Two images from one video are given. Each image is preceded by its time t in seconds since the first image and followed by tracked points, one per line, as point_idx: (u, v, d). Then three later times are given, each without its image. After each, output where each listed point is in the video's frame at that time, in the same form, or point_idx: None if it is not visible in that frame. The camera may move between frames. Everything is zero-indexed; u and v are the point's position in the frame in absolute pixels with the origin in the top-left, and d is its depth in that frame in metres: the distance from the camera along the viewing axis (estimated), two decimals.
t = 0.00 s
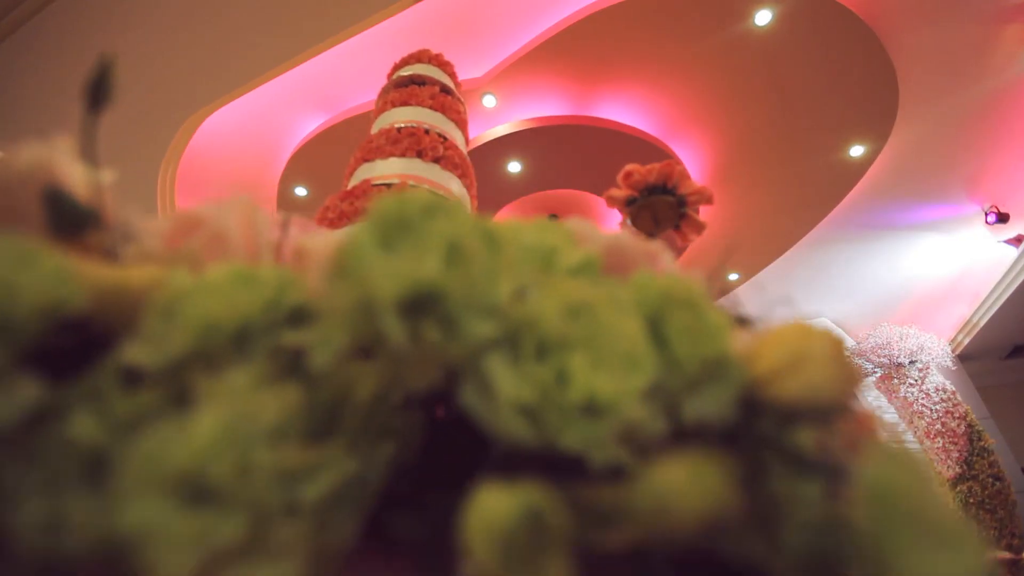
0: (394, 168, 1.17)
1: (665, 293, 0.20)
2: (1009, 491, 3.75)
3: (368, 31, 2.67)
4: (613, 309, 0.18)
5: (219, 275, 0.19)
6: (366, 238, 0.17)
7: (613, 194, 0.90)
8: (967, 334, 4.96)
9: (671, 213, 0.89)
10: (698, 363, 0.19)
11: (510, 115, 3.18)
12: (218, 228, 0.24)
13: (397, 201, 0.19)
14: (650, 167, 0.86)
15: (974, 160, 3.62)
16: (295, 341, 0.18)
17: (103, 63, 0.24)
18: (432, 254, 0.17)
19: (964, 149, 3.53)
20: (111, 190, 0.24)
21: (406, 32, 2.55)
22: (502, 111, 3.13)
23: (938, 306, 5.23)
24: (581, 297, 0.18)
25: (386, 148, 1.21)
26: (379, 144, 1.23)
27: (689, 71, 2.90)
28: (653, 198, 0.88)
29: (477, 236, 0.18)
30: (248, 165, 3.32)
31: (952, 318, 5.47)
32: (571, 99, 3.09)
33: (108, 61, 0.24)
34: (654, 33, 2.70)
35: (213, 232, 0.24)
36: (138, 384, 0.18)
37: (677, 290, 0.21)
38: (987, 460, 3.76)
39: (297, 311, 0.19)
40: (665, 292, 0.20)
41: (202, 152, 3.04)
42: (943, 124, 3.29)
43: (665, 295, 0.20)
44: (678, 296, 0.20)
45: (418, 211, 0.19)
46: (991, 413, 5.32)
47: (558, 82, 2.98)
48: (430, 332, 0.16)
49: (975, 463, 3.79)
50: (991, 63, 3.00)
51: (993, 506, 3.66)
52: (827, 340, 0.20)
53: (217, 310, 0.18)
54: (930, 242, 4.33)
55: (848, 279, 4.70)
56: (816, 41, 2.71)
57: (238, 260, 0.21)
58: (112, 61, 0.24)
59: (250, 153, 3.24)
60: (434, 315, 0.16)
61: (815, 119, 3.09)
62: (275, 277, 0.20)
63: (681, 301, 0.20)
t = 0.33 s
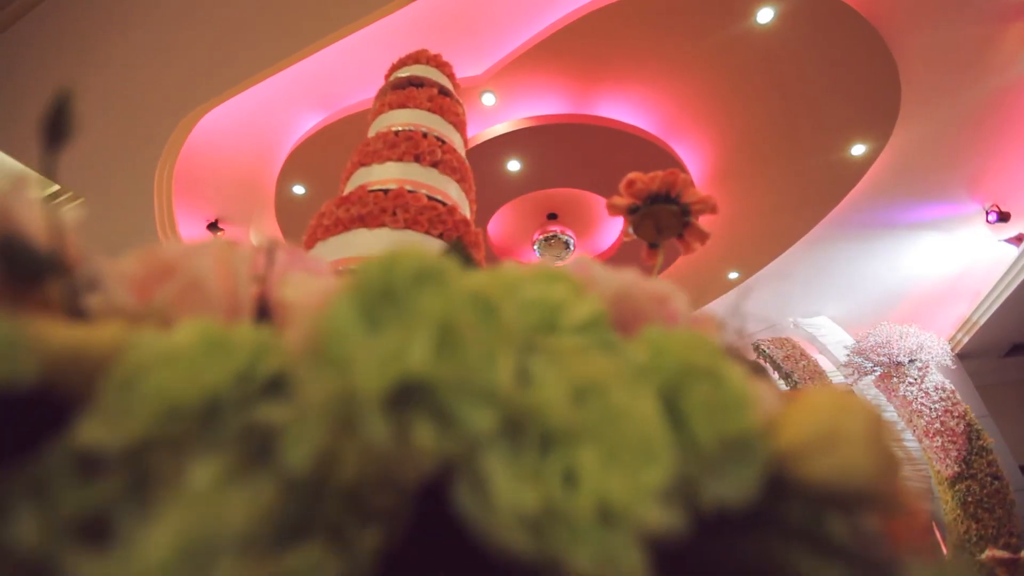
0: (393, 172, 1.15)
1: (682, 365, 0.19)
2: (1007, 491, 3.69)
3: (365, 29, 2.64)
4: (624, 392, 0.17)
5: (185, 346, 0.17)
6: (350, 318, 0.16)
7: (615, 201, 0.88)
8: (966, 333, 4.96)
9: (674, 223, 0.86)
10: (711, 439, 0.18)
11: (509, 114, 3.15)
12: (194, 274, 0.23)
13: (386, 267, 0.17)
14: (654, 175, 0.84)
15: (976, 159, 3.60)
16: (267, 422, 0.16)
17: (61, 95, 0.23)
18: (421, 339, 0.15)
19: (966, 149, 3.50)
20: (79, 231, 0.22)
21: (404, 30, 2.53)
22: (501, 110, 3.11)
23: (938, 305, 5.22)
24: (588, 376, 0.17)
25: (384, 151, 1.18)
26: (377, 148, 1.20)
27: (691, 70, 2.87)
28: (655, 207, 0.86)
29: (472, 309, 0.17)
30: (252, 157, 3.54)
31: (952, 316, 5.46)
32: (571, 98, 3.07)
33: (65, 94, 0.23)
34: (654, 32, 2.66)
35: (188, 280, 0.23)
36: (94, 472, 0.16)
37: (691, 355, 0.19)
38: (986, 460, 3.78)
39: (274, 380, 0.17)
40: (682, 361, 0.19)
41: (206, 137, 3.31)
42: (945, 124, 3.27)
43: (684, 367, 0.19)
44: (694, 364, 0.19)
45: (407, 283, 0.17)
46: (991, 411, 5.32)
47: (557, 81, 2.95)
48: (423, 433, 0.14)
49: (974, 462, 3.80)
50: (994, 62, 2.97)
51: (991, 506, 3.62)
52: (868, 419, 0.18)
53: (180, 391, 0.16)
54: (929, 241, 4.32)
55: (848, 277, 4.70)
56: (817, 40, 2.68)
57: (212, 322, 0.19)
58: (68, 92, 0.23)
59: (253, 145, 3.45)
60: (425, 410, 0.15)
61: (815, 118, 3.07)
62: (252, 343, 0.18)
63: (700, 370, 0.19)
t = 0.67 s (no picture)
0: (389, 173, 1.12)
1: (702, 446, 0.17)
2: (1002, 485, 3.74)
3: (363, 21, 2.63)
4: (636, 488, 0.16)
5: (146, 427, 0.16)
6: (328, 414, 0.15)
7: (616, 205, 0.86)
8: (965, 328, 4.96)
9: (676, 228, 0.84)
10: (723, 522, 0.17)
11: (507, 108, 3.12)
12: (163, 324, 0.20)
13: (366, 348, 0.16)
14: (656, 180, 0.82)
15: (978, 154, 3.57)
16: (238, 510, 0.15)
17: (11, 130, 0.21)
18: (409, 439, 0.14)
19: (969, 143, 3.47)
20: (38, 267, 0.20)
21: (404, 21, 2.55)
22: (499, 104, 3.07)
23: (937, 299, 5.23)
24: (591, 469, 0.15)
25: (379, 151, 1.16)
26: (372, 148, 1.18)
27: (691, 63, 2.84)
28: (657, 212, 0.84)
29: (463, 391, 0.16)
30: (248, 150, 3.53)
31: (950, 311, 5.47)
32: (570, 92, 3.04)
33: (15, 126, 0.21)
34: (654, 25, 2.63)
35: (159, 328, 0.21)
36: (44, 567, 0.15)
37: (702, 426, 0.18)
38: (982, 455, 3.81)
39: (248, 456, 0.16)
40: (696, 435, 0.17)
41: (202, 129, 3.30)
42: (948, 119, 3.24)
43: (704, 450, 0.17)
44: (714, 444, 0.18)
45: (391, 367, 0.16)
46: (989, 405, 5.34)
47: (557, 75, 2.92)
48: (414, 549, 0.13)
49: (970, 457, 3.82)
50: (999, 56, 2.93)
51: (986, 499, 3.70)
52: (902, 511, 0.17)
53: (136, 481, 0.15)
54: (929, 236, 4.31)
55: (846, 271, 4.71)
56: (820, 34, 2.64)
57: (181, 393, 0.17)
58: (18, 126, 0.21)
59: (248, 138, 3.43)
60: (411, 523, 0.14)
61: (816, 112, 3.05)
62: (223, 414, 0.17)
63: (721, 449, 0.17)
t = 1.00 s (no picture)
0: (384, 170, 1.10)
1: (721, 529, 0.16)
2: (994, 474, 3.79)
3: (359, 9, 2.57)
4: None
5: (103, 520, 0.14)
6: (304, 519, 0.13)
7: (617, 206, 0.84)
8: (962, 319, 4.96)
9: (678, 231, 0.82)
10: None
11: (506, 97, 3.08)
12: (130, 380, 0.19)
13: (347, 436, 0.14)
14: (658, 181, 0.80)
15: (981, 145, 3.53)
16: None
17: None
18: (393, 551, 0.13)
19: (972, 134, 3.43)
20: None
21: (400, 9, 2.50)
22: (497, 93, 3.03)
23: (934, 290, 5.23)
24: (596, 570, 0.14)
25: (374, 148, 1.14)
26: (367, 143, 1.15)
27: (692, 52, 2.78)
28: (659, 214, 0.82)
29: (450, 488, 0.14)
30: (244, 139, 3.48)
31: (947, 302, 5.48)
32: (570, 82, 2.99)
33: None
34: (654, 13, 2.57)
35: (124, 384, 0.19)
36: None
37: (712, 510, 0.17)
38: (976, 445, 3.85)
39: (222, 541, 0.15)
40: (711, 519, 0.16)
41: (197, 118, 3.27)
42: (951, 110, 3.19)
43: (722, 536, 0.16)
44: (731, 530, 0.16)
45: (374, 470, 0.15)
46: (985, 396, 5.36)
47: (556, 64, 2.87)
48: None
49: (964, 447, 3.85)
50: (1005, 46, 2.88)
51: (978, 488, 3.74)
52: None
53: None
54: (928, 227, 4.29)
55: (845, 262, 4.70)
56: (824, 24, 2.59)
57: (148, 472, 0.16)
58: None
59: (244, 127, 3.38)
60: None
61: (818, 102, 3.01)
62: (191, 502, 0.15)
63: (738, 534, 0.16)
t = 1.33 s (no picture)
0: (379, 166, 1.08)
1: None
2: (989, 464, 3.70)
3: None
4: None
5: None
6: None
7: (617, 205, 0.82)
8: (959, 309, 4.97)
9: (680, 231, 0.80)
10: None
11: (504, 85, 3.03)
12: (96, 441, 0.17)
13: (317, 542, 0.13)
14: (660, 180, 0.78)
15: (983, 135, 3.48)
16: None
17: None
18: None
19: (975, 123, 3.37)
20: None
21: None
22: (496, 81, 2.99)
23: (933, 279, 5.23)
24: None
25: (370, 142, 1.11)
26: (363, 137, 1.13)
27: (693, 39, 2.73)
28: (660, 214, 0.80)
29: None
30: (240, 127, 3.44)
31: (945, 291, 5.48)
32: (570, 70, 2.95)
33: None
34: None
35: (88, 447, 0.17)
36: None
37: None
38: (970, 434, 3.82)
39: None
40: None
41: (190, 105, 3.22)
42: (954, 98, 3.14)
43: None
44: None
45: None
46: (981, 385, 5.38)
47: (556, 51, 2.82)
48: None
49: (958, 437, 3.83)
50: (1011, 33, 2.82)
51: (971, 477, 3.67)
52: None
53: None
54: (928, 217, 4.27)
55: (844, 251, 4.70)
56: (827, 10, 2.53)
57: (105, 553, 0.15)
58: None
59: (239, 115, 3.34)
60: None
61: (819, 91, 2.96)
62: None
63: None
